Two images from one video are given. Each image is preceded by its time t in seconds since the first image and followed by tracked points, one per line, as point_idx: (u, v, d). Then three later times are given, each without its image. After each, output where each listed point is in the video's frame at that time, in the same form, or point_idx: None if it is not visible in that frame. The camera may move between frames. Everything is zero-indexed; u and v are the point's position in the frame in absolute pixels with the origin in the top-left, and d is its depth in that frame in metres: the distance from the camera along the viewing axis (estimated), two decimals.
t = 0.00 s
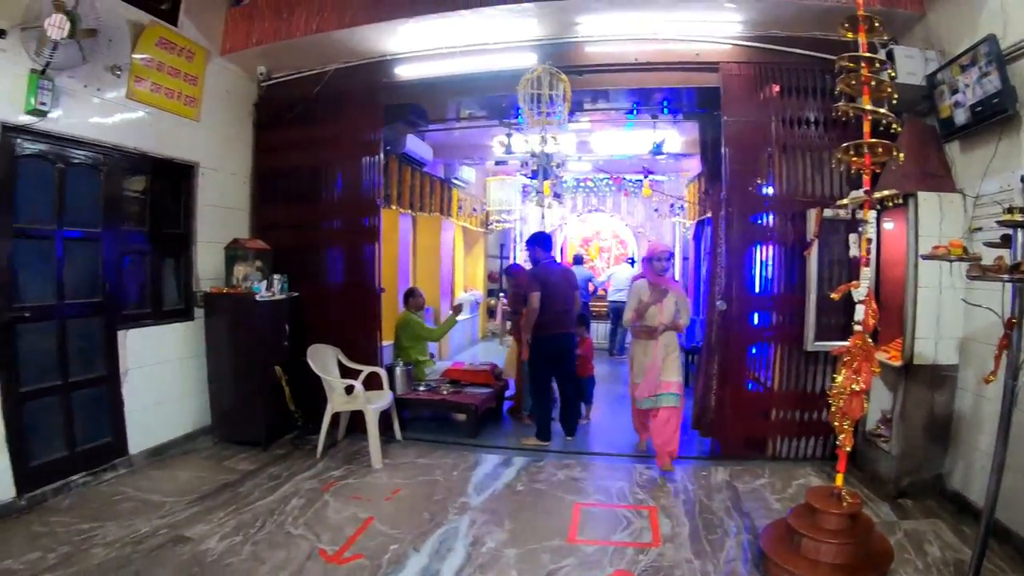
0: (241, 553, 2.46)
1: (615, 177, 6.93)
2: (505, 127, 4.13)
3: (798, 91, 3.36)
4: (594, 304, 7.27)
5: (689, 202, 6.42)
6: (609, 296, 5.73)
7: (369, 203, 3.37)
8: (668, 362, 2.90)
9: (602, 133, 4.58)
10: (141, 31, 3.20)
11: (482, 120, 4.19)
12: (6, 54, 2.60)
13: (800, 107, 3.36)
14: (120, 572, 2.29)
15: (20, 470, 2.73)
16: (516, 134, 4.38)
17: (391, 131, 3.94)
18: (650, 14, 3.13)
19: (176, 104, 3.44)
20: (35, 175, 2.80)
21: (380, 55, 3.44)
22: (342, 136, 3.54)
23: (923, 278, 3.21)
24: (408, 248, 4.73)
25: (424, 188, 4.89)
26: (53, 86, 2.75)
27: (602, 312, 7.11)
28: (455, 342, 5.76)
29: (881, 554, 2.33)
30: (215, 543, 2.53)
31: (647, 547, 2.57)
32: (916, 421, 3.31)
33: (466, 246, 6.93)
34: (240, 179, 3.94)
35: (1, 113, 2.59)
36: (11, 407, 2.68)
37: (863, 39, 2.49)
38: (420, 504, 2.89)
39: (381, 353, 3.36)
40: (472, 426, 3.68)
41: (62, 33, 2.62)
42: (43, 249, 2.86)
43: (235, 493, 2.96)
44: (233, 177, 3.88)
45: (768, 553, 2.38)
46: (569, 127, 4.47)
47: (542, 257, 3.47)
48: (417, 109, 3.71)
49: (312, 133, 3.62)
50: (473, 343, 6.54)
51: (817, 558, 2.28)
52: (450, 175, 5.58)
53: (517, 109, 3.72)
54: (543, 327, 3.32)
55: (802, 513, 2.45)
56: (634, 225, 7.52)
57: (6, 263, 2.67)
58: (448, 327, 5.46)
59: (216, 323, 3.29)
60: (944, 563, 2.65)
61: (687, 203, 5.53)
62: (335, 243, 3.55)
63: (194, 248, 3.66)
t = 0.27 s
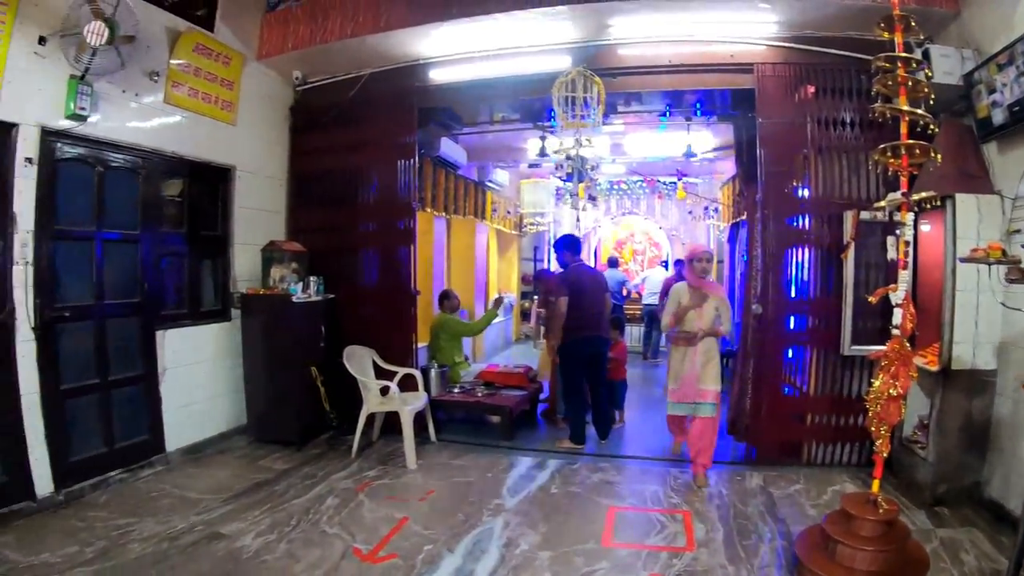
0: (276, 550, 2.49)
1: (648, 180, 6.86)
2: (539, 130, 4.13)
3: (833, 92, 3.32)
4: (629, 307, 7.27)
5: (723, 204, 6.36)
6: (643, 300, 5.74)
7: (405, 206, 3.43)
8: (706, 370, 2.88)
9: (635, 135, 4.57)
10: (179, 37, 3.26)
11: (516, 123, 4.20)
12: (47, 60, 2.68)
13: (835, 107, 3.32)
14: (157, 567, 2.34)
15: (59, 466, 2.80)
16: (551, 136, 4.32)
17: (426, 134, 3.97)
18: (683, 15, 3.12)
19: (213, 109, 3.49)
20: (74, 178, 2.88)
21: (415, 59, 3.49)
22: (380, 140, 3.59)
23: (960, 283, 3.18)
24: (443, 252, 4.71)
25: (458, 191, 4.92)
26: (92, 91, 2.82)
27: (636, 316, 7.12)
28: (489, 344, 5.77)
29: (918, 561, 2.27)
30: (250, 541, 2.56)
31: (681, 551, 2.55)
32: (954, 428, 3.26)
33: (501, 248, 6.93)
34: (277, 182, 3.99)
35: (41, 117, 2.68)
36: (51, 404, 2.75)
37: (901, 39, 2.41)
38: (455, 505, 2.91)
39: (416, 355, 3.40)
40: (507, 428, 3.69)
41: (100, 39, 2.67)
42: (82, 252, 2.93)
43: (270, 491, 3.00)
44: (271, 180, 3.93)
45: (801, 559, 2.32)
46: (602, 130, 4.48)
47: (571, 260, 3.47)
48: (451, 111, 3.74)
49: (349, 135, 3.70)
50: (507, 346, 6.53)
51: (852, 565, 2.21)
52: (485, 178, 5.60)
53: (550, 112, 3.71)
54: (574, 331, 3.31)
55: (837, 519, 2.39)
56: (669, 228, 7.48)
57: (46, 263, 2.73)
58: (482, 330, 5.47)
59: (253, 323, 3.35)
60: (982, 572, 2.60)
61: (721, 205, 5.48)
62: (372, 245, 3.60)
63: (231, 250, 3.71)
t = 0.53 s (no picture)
0: (311, 549, 2.53)
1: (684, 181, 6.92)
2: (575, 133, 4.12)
3: (871, 92, 3.28)
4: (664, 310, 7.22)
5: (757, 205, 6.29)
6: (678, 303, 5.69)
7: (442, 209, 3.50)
8: (749, 372, 2.89)
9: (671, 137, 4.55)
10: (216, 44, 3.32)
11: (551, 126, 4.20)
12: (87, 67, 2.76)
13: (872, 108, 3.28)
14: (194, 563, 2.38)
15: (99, 463, 2.86)
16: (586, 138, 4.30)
17: (462, 137, 4.00)
18: (718, 17, 3.12)
19: (251, 114, 3.55)
20: (114, 182, 2.95)
21: (451, 63, 3.54)
22: (417, 144, 3.66)
23: (1000, 285, 3.10)
24: (480, 254, 4.59)
25: (493, 194, 4.94)
26: (131, 97, 2.89)
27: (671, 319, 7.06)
28: (523, 347, 5.73)
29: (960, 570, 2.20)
30: (285, 539, 2.60)
31: (716, 557, 2.53)
32: (993, 434, 3.20)
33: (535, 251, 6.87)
34: (315, 186, 4.05)
35: (82, 122, 2.75)
36: (90, 403, 2.81)
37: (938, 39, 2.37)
38: (489, 507, 2.93)
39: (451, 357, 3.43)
40: (542, 431, 3.70)
41: (139, 46, 2.75)
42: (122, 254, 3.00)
43: (306, 491, 3.04)
44: (308, 183, 3.99)
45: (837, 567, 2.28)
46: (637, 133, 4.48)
47: (602, 263, 3.46)
48: (487, 115, 3.74)
49: (383, 139, 3.76)
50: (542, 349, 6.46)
51: None
52: (521, 181, 5.55)
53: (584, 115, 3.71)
54: (608, 334, 3.31)
55: (875, 526, 2.32)
56: (704, 230, 7.42)
57: (86, 264, 2.81)
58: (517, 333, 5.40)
59: (291, 325, 3.41)
60: None
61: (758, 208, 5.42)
62: (409, 248, 3.65)
63: (268, 252, 3.77)
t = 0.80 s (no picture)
0: (346, 548, 2.57)
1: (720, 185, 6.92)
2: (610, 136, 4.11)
3: (908, 93, 3.24)
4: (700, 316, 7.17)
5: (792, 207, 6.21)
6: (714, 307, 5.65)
7: (478, 213, 3.55)
8: (790, 376, 2.91)
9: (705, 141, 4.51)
10: (254, 50, 3.38)
11: (585, 130, 4.20)
12: (127, 73, 2.84)
13: (909, 109, 3.24)
14: (229, 560, 2.43)
15: (138, 459, 2.94)
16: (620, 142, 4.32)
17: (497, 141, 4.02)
18: (753, 19, 3.11)
19: (288, 119, 3.62)
20: (155, 186, 3.03)
21: (487, 67, 3.57)
22: (454, 149, 3.71)
23: None
24: (515, 258, 4.61)
25: (528, 197, 4.97)
26: (171, 102, 2.96)
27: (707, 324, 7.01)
28: (558, 350, 5.74)
29: None
30: (320, 538, 2.64)
31: (749, 563, 2.52)
32: None
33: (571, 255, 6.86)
34: (352, 189, 4.10)
35: (123, 127, 2.83)
36: (129, 402, 2.89)
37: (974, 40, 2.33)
38: (523, 510, 2.95)
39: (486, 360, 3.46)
40: (576, 435, 3.71)
41: (178, 52, 2.81)
42: (161, 256, 3.07)
43: (341, 491, 3.09)
44: (346, 187, 4.04)
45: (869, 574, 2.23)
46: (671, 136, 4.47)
47: (634, 266, 3.48)
48: (523, 119, 3.76)
49: (418, 144, 3.84)
50: (576, 352, 6.44)
51: None
52: (556, 184, 5.49)
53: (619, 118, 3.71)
54: (643, 338, 3.33)
55: (912, 534, 2.27)
56: (739, 233, 7.36)
57: (127, 266, 2.89)
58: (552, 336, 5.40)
59: (328, 327, 3.46)
60: None
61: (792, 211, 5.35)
62: (446, 252, 3.70)
63: (305, 255, 3.82)
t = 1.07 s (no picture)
0: (382, 548, 2.59)
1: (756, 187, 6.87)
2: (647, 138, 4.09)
3: (947, 92, 3.17)
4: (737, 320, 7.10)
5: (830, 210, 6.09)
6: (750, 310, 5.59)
7: (516, 216, 3.56)
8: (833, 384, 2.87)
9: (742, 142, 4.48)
10: (292, 55, 3.43)
11: (621, 132, 4.19)
12: (167, 79, 2.90)
13: (949, 108, 3.17)
14: (267, 557, 2.47)
15: (178, 457, 3.01)
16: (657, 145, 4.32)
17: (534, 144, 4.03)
18: (791, 19, 3.07)
19: (326, 123, 3.67)
20: (196, 190, 3.10)
21: (522, 70, 3.59)
22: (490, 152, 3.73)
23: None
24: (553, 261, 4.65)
25: (565, 200, 4.97)
26: (211, 108, 3.02)
27: (744, 328, 6.91)
28: (596, 353, 5.75)
29: None
30: (356, 538, 2.67)
31: (787, 569, 2.48)
32: None
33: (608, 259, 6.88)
34: (389, 193, 4.13)
35: (164, 132, 2.90)
36: (170, 401, 2.95)
37: (1014, 39, 2.28)
38: (559, 513, 2.94)
39: (523, 363, 3.47)
40: (612, 438, 3.70)
41: (218, 58, 2.86)
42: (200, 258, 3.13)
43: (378, 491, 3.12)
44: (382, 191, 4.08)
45: None
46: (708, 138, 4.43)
47: (670, 269, 3.47)
48: (559, 122, 3.77)
49: (453, 148, 3.87)
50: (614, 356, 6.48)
51: None
52: (593, 186, 5.54)
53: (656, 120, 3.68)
54: (679, 341, 3.32)
55: (951, 544, 2.17)
56: (777, 236, 7.24)
57: (169, 267, 2.95)
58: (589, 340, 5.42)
59: (365, 329, 3.51)
60: None
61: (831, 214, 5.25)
62: (482, 254, 3.72)
63: (344, 257, 3.88)
